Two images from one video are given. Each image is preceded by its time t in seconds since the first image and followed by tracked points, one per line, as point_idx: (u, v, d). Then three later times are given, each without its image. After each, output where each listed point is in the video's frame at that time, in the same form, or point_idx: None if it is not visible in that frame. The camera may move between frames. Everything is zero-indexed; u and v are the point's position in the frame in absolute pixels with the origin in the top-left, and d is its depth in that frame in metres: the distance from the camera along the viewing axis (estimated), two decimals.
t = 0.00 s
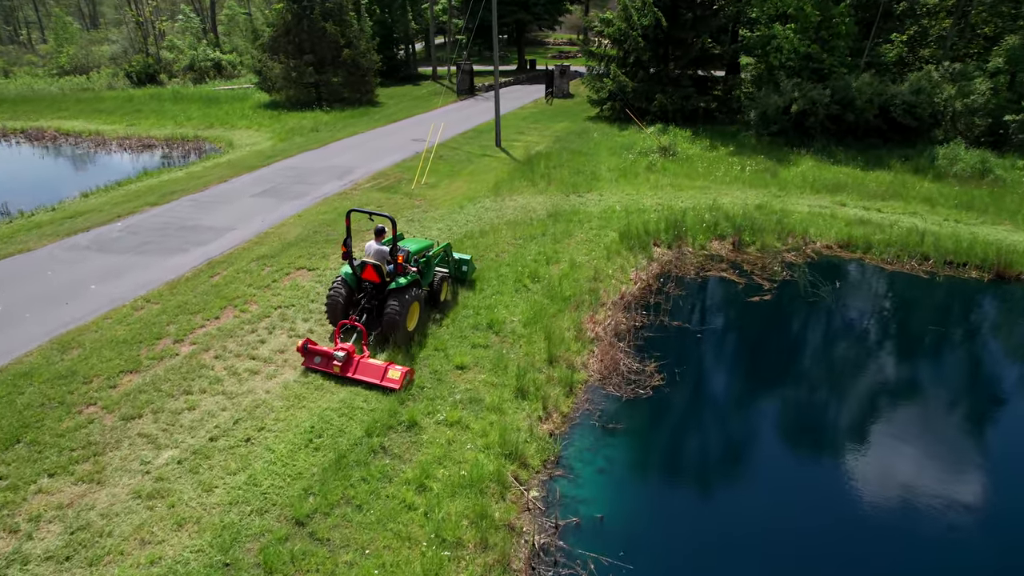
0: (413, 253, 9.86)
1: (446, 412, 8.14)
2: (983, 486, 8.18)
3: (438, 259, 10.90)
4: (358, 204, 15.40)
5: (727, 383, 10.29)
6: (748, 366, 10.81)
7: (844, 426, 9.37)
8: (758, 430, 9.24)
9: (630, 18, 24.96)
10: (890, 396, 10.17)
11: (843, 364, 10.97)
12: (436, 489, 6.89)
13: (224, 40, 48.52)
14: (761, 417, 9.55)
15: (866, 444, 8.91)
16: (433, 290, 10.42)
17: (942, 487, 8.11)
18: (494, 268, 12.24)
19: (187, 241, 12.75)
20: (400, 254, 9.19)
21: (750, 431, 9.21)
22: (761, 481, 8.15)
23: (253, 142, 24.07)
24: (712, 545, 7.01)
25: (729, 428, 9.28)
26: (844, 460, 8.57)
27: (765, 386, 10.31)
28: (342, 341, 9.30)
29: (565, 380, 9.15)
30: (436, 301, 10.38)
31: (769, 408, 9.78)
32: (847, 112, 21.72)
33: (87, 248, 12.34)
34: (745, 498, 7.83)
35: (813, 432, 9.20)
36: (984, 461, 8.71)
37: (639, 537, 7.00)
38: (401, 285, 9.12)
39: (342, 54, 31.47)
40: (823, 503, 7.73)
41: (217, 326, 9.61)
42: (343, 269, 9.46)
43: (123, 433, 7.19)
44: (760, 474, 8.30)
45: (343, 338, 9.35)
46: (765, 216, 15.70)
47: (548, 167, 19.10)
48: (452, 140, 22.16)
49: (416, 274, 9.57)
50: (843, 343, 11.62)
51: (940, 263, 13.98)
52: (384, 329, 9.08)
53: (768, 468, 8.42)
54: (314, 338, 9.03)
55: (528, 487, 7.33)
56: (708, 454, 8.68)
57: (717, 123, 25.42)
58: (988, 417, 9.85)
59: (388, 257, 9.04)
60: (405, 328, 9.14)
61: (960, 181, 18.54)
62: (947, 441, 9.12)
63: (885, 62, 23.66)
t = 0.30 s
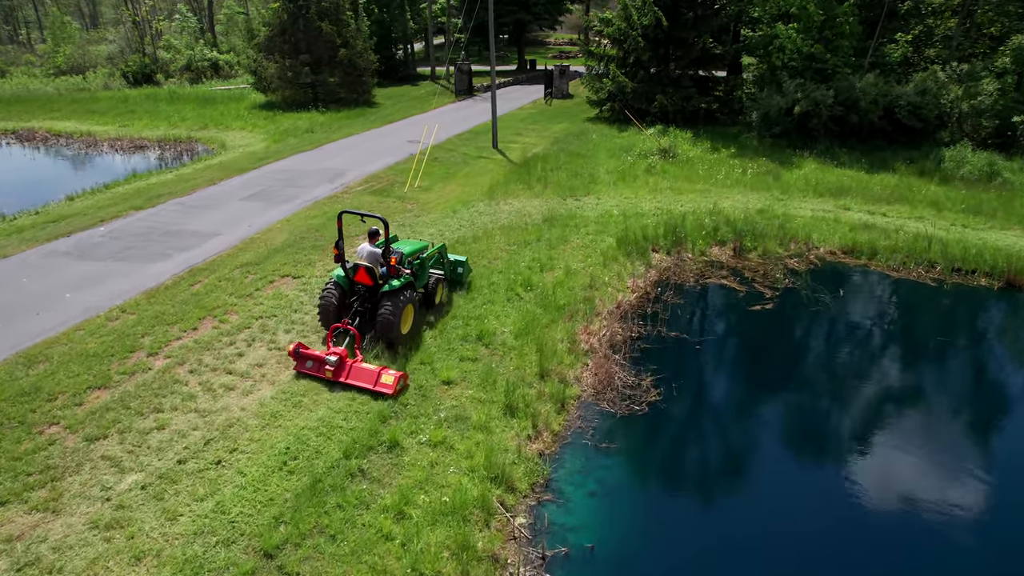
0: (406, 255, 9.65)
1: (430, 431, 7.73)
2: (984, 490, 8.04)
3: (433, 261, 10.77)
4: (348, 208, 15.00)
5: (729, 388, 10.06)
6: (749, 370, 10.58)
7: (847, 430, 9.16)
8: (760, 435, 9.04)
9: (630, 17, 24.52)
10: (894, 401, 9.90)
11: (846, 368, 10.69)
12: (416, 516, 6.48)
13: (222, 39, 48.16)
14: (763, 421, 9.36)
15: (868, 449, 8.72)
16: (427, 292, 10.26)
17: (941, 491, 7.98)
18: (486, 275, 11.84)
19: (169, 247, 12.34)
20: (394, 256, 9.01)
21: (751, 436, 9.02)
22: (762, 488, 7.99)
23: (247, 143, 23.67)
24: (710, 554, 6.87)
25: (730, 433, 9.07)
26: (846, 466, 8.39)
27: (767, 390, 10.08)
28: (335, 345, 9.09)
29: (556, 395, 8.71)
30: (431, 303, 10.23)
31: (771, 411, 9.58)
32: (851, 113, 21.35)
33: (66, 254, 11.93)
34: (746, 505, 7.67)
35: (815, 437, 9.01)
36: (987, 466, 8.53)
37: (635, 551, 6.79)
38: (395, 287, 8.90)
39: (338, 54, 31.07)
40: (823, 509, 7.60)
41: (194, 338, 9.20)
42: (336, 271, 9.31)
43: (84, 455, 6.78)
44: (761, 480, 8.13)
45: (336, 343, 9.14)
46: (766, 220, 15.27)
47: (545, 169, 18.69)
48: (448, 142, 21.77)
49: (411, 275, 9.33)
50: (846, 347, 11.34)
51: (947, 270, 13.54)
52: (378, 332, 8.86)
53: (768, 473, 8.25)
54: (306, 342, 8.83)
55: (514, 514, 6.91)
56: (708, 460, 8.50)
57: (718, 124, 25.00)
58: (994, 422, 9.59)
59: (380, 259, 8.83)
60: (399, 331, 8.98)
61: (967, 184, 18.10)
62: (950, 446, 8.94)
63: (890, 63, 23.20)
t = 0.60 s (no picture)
0: (403, 259, 9.57)
1: (413, 454, 7.29)
2: (985, 499, 7.89)
3: (429, 265, 10.64)
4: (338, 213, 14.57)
5: (730, 392, 9.83)
6: (751, 374, 10.34)
7: (850, 436, 8.95)
8: (761, 441, 8.84)
9: (630, 17, 24.08)
10: (898, 406, 9.65)
11: (849, 372, 10.45)
12: (394, 550, 6.04)
13: (220, 39, 47.81)
14: (764, 425, 9.17)
15: (871, 456, 8.54)
16: (423, 296, 10.14)
17: (943, 499, 7.83)
18: (478, 284, 11.41)
19: (151, 254, 11.91)
20: (390, 260, 8.93)
21: (752, 442, 8.82)
22: (763, 495, 7.80)
23: (240, 145, 23.25)
24: (709, 565, 6.69)
25: (731, 439, 8.86)
26: (847, 474, 8.22)
27: (769, 394, 9.86)
28: (328, 350, 8.96)
29: (548, 414, 8.27)
30: (427, 307, 10.11)
31: (773, 415, 9.37)
32: (855, 114, 20.95)
33: (43, 262, 11.52)
34: (745, 513, 7.49)
35: (817, 443, 8.82)
36: (990, 475, 8.35)
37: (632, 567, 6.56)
38: (390, 291, 8.83)
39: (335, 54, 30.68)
40: (823, 519, 7.43)
41: (169, 352, 8.76)
42: (331, 275, 9.22)
43: (41, 483, 6.36)
44: (762, 488, 7.93)
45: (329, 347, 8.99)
46: (769, 226, 14.82)
47: (542, 172, 18.28)
48: (444, 144, 21.36)
49: (407, 280, 9.26)
50: (850, 351, 11.09)
51: (958, 278, 13.06)
52: (373, 337, 8.77)
53: (769, 481, 8.06)
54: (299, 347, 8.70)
55: (500, 546, 6.47)
56: (709, 466, 8.30)
57: (719, 126, 24.56)
58: (1000, 428, 9.35)
59: (376, 263, 8.77)
60: (394, 336, 8.86)
61: (975, 188, 17.64)
62: (953, 453, 8.75)
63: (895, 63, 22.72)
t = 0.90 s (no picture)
0: (397, 260, 9.45)
1: (396, 477, 6.86)
2: (992, 507, 7.66)
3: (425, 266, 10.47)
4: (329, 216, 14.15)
5: (731, 398, 9.54)
6: (753, 379, 10.07)
7: (854, 442, 8.69)
8: (762, 447, 8.58)
9: (631, 16, 23.67)
10: (903, 413, 9.37)
11: (853, 378, 10.17)
12: None
13: (218, 38, 47.46)
14: (765, 430, 8.91)
15: (875, 463, 8.28)
16: (418, 299, 9.98)
17: (948, 506, 7.60)
18: (470, 292, 10.99)
19: (132, 260, 11.50)
20: (384, 262, 8.85)
21: (753, 448, 8.56)
22: (764, 504, 7.56)
23: (233, 146, 22.83)
24: None
25: (732, 446, 8.60)
26: (851, 481, 7.98)
27: (771, 399, 9.58)
28: (324, 353, 8.78)
29: (541, 432, 7.85)
30: (422, 308, 9.94)
31: (774, 421, 9.11)
32: (860, 115, 20.44)
33: (20, 269, 11.09)
34: (747, 522, 7.24)
35: (820, 449, 8.57)
36: (997, 482, 8.11)
37: None
38: (385, 293, 8.72)
39: (332, 54, 30.30)
40: (825, 528, 7.19)
41: (144, 365, 8.33)
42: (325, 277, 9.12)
43: None
44: (763, 497, 7.67)
45: (324, 350, 8.80)
46: (773, 231, 14.37)
47: (540, 174, 17.87)
48: (441, 145, 20.96)
49: (402, 281, 9.14)
50: (853, 355, 10.81)
51: (969, 286, 12.59)
52: (368, 339, 8.63)
53: (770, 489, 7.82)
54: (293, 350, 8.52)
55: None
56: (708, 472, 8.05)
57: (721, 126, 24.13)
58: (1008, 434, 9.08)
59: (371, 264, 8.67)
60: (390, 338, 8.71)
61: (984, 191, 17.19)
62: (961, 462, 8.43)
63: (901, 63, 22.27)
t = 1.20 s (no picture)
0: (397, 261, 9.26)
1: (377, 504, 6.44)
2: (998, 513, 7.48)
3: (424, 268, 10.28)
4: (320, 221, 13.75)
5: (733, 404, 9.31)
6: (756, 384, 9.83)
7: (858, 449, 8.46)
8: (764, 455, 8.34)
9: (632, 15, 23.29)
10: (909, 418, 9.14)
11: (857, 382, 9.93)
12: None
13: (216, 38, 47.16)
14: (767, 435, 8.72)
15: (879, 469, 8.09)
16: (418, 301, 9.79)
17: (954, 518, 7.35)
18: (463, 301, 10.57)
19: (113, 267, 11.09)
20: (383, 263, 8.60)
21: (755, 454, 8.36)
22: (765, 510, 7.38)
23: (227, 147, 22.45)
24: None
25: (734, 450, 8.39)
26: (854, 487, 7.80)
27: (774, 404, 9.36)
28: (320, 356, 8.64)
29: (533, 453, 7.44)
30: (421, 311, 9.75)
31: (777, 427, 8.90)
32: (866, 116, 20.00)
33: None
34: (748, 529, 7.07)
35: (824, 456, 8.34)
36: (1007, 492, 7.84)
37: None
38: (383, 295, 8.51)
39: (329, 54, 29.94)
40: (827, 536, 7.01)
41: (118, 380, 7.93)
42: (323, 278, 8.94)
43: None
44: (764, 504, 7.49)
45: (321, 353, 8.65)
46: (777, 236, 13.95)
47: (538, 177, 17.46)
48: (438, 146, 20.57)
49: (401, 283, 8.93)
50: (858, 358, 10.56)
51: (981, 293, 12.13)
52: (365, 343, 8.44)
53: (772, 495, 7.62)
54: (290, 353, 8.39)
55: None
56: (709, 481, 7.82)
57: (724, 128, 23.70)
58: (1018, 442, 8.79)
59: (369, 265, 8.46)
60: (388, 341, 8.52)
61: (993, 194, 16.76)
62: (970, 471, 8.17)
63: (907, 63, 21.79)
